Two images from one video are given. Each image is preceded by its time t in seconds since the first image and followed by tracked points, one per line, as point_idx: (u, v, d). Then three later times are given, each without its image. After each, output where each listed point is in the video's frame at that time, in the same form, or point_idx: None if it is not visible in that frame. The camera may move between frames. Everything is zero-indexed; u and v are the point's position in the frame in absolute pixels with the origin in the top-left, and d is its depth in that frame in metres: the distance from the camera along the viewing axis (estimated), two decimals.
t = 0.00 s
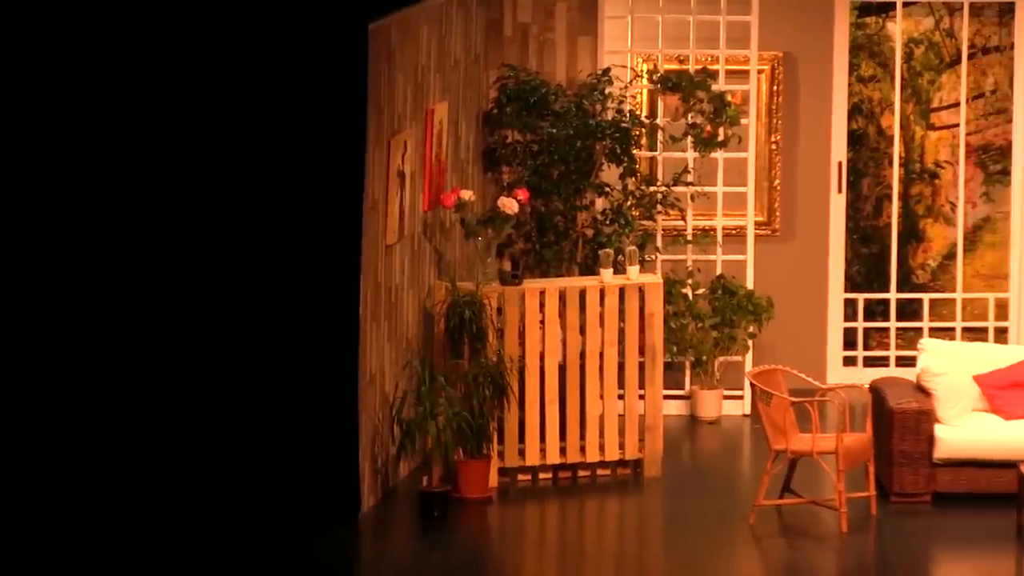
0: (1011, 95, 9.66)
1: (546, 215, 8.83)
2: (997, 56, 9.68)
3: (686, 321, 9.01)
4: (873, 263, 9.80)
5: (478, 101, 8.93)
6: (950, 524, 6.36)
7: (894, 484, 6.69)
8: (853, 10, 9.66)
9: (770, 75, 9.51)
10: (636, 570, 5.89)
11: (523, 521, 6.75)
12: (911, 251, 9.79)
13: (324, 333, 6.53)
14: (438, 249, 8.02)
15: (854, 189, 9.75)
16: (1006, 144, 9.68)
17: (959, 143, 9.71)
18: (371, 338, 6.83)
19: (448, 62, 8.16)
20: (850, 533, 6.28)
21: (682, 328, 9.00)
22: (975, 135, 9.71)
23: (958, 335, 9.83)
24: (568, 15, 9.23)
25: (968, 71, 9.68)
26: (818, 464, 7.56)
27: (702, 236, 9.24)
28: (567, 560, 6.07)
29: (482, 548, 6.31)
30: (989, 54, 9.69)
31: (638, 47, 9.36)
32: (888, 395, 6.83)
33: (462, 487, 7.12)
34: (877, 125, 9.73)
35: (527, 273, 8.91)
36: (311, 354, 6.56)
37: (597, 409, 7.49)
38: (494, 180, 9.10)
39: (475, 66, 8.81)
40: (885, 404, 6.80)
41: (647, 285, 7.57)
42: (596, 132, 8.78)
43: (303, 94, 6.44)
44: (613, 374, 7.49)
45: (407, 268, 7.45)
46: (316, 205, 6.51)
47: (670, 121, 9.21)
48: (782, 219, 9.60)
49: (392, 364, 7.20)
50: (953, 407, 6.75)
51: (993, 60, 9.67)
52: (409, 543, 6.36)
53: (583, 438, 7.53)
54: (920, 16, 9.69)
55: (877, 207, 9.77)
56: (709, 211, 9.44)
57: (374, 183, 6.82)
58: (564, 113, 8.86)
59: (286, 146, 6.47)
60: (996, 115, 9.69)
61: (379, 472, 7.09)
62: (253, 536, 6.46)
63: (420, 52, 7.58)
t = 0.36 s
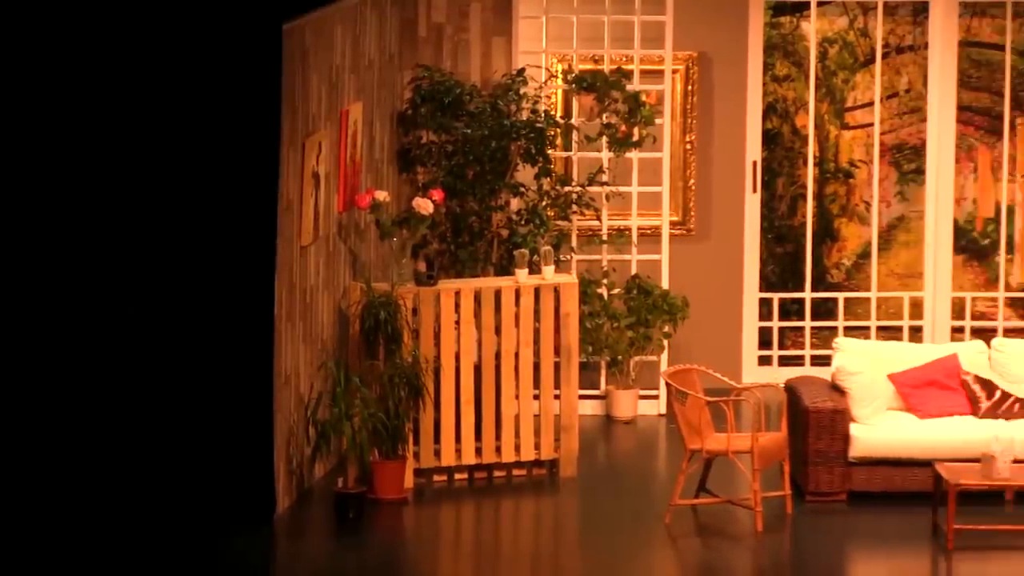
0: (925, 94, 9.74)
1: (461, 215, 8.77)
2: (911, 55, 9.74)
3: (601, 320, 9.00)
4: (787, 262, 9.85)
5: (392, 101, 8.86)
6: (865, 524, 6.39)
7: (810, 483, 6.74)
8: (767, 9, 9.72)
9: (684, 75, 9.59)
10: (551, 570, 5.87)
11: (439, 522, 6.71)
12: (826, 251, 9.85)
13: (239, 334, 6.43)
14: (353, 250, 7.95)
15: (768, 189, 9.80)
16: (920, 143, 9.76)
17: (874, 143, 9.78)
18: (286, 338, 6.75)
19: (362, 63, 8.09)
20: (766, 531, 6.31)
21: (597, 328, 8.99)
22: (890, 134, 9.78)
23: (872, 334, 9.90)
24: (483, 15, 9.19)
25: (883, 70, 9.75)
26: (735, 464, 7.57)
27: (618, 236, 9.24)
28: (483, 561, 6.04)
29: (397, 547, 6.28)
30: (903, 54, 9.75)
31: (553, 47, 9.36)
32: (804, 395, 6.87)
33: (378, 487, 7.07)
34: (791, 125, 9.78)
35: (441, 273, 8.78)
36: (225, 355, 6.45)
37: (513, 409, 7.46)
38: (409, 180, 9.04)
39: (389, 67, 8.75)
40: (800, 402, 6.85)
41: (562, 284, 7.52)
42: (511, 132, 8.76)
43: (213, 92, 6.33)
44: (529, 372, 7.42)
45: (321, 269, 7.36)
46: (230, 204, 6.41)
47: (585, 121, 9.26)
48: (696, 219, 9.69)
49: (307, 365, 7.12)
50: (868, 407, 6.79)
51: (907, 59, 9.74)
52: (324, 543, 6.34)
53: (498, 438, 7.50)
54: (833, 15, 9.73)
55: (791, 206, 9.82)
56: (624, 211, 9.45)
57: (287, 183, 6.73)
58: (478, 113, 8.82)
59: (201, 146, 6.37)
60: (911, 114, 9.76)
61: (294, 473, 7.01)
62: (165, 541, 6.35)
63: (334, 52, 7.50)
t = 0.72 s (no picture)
0: (828, 93, 9.82)
1: (364, 216, 8.70)
2: (813, 54, 9.84)
3: (505, 320, 8.97)
4: (691, 261, 9.94)
5: (294, 101, 8.75)
6: (768, 523, 6.43)
7: (714, 482, 6.77)
8: (669, 8, 9.81)
9: (587, 75, 9.55)
10: (456, 570, 5.83)
11: (343, 522, 6.65)
12: (730, 250, 9.97)
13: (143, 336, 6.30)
14: (256, 251, 7.84)
15: (671, 188, 9.88)
16: (822, 142, 9.85)
17: (776, 141, 9.90)
18: (188, 339, 6.65)
19: (264, 63, 7.98)
20: (670, 531, 6.32)
21: (500, 328, 8.96)
22: (792, 133, 9.89)
23: (775, 332, 9.97)
24: (385, 16, 9.20)
25: (786, 69, 9.85)
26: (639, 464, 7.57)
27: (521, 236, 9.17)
28: (387, 561, 5.99)
29: (301, 547, 6.24)
30: (805, 52, 9.85)
31: (455, 47, 9.31)
32: (708, 393, 6.91)
33: (281, 488, 7.00)
34: (694, 124, 9.87)
35: (344, 274, 8.70)
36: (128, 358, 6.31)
37: (416, 410, 7.40)
38: (313, 180, 8.98)
39: (291, 67, 8.64)
40: (704, 402, 6.87)
41: (466, 284, 7.51)
42: (414, 132, 8.68)
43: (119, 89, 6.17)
44: (434, 371, 7.39)
45: (225, 270, 7.25)
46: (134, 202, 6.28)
47: (488, 121, 9.20)
48: (600, 219, 9.68)
49: (210, 366, 7.02)
50: (773, 406, 6.87)
51: (809, 58, 9.84)
52: (228, 544, 6.31)
53: (402, 438, 7.44)
54: (736, 14, 9.87)
55: (694, 205, 9.92)
56: (527, 211, 9.44)
57: (189, 184, 6.62)
58: (382, 113, 8.73)
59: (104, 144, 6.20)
60: (814, 112, 9.85)
61: (197, 474, 6.92)
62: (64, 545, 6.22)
63: (236, 53, 7.39)
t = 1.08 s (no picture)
0: (730, 92, 9.90)
1: (268, 216, 8.59)
2: (716, 53, 9.89)
3: (409, 320, 8.94)
4: (595, 260, 9.96)
5: (197, 102, 8.62)
6: (672, 521, 6.48)
7: (619, 481, 6.79)
8: (573, 8, 9.81)
9: (491, 75, 9.63)
10: (361, 570, 5.79)
11: (248, 522, 6.59)
12: (634, 249, 9.99)
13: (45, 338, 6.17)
14: (159, 251, 7.71)
15: (576, 187, 9.89)
16: (726, 141, 9.93)
17: (680, 141, 9.95)
18: (92, 341, 6.53)
19: (167, 63, 7.87)
20: (575, 530, 6.33)
21: (405, 328, 8.93)
22: (695, 132, 9.95)
23: (680, 332, 10.04)
24: (289, 15, 9.07)
25: (690, 68, 9.90)
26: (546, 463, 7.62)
27: (426, 236, 9.17)
28: (292, 561, 5.94)
29: (206, 549, 6.16)
30: (709, 51, 9.90)
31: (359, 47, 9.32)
32: (613, 391, 6.95)
33: (186, 489, 6.92)
34: (598, 123, 9.88)
35: (248, 275, 8.64)
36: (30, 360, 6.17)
37: (321, 410, 7.33)
38: (216, 181, 8.85)
39: (194, 67, 8.51)
40: (609, 402, 6.89)
41: (370, 284, 7.42)
42: (317, 132, 8.61)
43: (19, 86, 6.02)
44: (339, 372, 7.30)
45: (128, 271, 7.13)
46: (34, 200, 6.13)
47: (392, 121, 9.14)
48: (504, 218, 9.74)
49: (114, 367, 6.90)
50: (677, 404, 6.89)
51: (713, 57, 9.89)
52: (133, 546, 6.21)
53: (307, 439, 7.38)
54: (640, 14, 9.87)
55: (598, 204, 9.93)
56: (431, 211, 9.44)
57: (92, 185, 6.50)
58: (285, 113, 8.65)
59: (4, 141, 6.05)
60: (717, 111, 9.93)
61: (101, 476, 6.81)
62: None
63: (139, 53, 7.28)
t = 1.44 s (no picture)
0: (643, 90, 9.98)
1: (180, 216, 8.58)
2: (628, 51, 9.96)
3: (321, 320, 8.92)
4: (508, 259, 10.01)
5: (109, 102, 8.52)
6: (585, 519, 6.53)
7: (533, 480, 6.84)
8: (485, 6, 9.82)
9: (403, 73, 9.66)
10: (274, 570, 5.77)
11: (162, 522, 6.54)
12: (547, 247, 10.05)
13: None
14: (72, 252, 7.60)
15: (489, 185, 9.93)
16: (638, 139, 10.01)
17: (592, 139, 10.01)
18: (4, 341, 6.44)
19: (78, 63, 7.77)
20: (489, 528, 6.36)
21: (318, 327, 8.92)
22: (608, 130, 10.01)
23: (593, 330, 10.11)
24: (201, 15, 9.01)
25: (602, 67, 9.96)
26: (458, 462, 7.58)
27: (337, 236, 9.11)
28: (207, 561, 5.91)
29: (121, 549, 6.10)
30: (621, 49, 9.97)
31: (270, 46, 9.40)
32: (526, 391, 6.97)
33: (99, 489, 6.85)
34: (510, 122, 9.93)
35: (161, 275, 8.59)
36: None
37: (235, 409, 7.31)
38: (128, 181, 8.74)
39: (106, 67, 8.41)
40: (523, 399, 6.93)
41: (282, 284, 7.39)
42: (229, 132, 8.58)
43: None
44: (252, 372, 7.29)
45: (41, 271, 7.05)
46: None
47: (304, 120, 9.09)
48: (417, 216, 9.78)
49: (26, 367, 6.81)
50: (591, 403, 6.95)
51: (625, 55, 9.96)
52: (47, 548, 6.12)
53: (221, 438, 7.34)
54: (552, 13, 9.91)
55: (511, 203, 9.98)
56: (344, 210, 9.46)
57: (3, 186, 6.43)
58: (197, 113, 8.60)
59: None
60: (629, 109, 10.00)
61: (13, 477, 6.73)
62: None
63: (51, 53, 7.19)
